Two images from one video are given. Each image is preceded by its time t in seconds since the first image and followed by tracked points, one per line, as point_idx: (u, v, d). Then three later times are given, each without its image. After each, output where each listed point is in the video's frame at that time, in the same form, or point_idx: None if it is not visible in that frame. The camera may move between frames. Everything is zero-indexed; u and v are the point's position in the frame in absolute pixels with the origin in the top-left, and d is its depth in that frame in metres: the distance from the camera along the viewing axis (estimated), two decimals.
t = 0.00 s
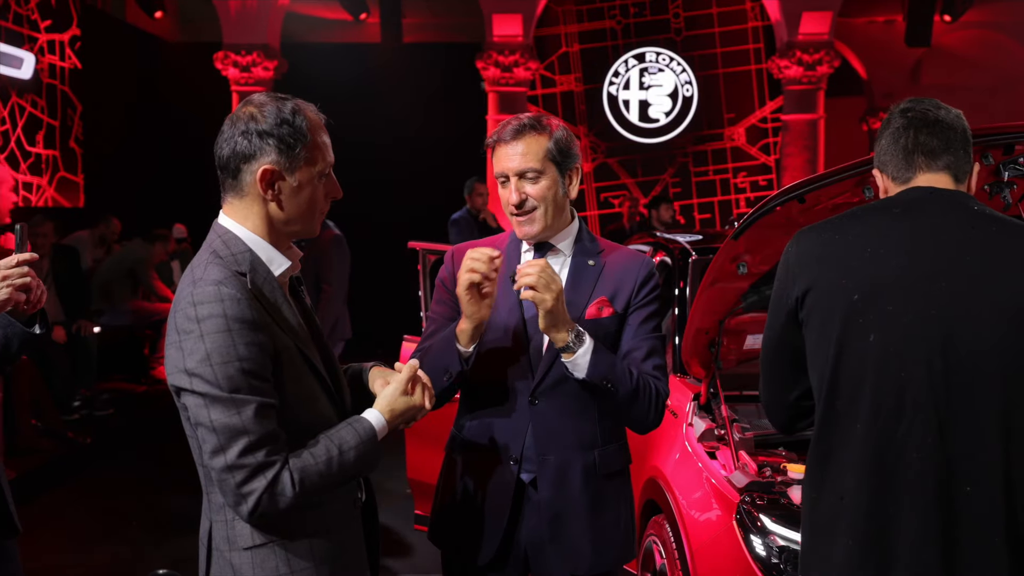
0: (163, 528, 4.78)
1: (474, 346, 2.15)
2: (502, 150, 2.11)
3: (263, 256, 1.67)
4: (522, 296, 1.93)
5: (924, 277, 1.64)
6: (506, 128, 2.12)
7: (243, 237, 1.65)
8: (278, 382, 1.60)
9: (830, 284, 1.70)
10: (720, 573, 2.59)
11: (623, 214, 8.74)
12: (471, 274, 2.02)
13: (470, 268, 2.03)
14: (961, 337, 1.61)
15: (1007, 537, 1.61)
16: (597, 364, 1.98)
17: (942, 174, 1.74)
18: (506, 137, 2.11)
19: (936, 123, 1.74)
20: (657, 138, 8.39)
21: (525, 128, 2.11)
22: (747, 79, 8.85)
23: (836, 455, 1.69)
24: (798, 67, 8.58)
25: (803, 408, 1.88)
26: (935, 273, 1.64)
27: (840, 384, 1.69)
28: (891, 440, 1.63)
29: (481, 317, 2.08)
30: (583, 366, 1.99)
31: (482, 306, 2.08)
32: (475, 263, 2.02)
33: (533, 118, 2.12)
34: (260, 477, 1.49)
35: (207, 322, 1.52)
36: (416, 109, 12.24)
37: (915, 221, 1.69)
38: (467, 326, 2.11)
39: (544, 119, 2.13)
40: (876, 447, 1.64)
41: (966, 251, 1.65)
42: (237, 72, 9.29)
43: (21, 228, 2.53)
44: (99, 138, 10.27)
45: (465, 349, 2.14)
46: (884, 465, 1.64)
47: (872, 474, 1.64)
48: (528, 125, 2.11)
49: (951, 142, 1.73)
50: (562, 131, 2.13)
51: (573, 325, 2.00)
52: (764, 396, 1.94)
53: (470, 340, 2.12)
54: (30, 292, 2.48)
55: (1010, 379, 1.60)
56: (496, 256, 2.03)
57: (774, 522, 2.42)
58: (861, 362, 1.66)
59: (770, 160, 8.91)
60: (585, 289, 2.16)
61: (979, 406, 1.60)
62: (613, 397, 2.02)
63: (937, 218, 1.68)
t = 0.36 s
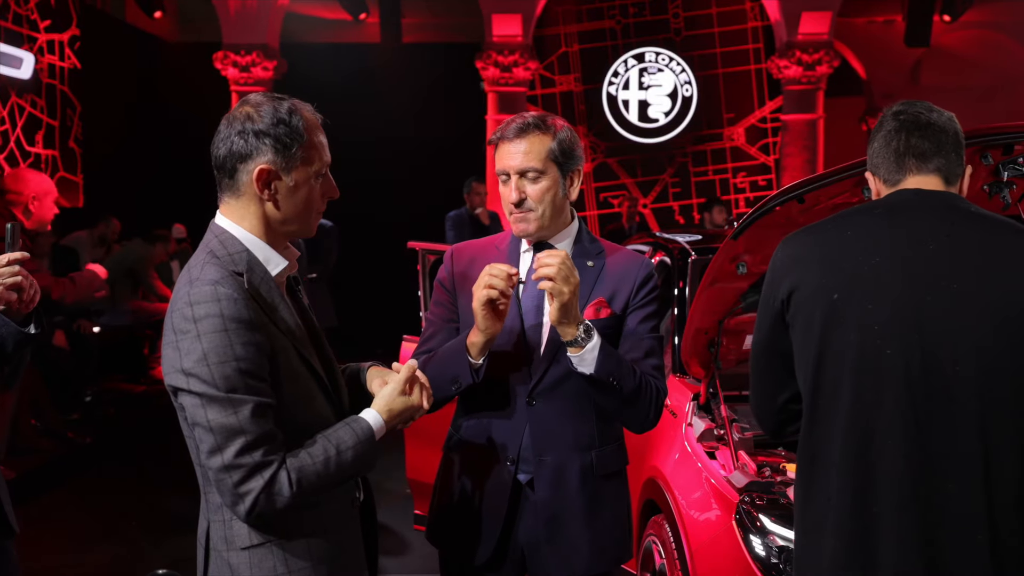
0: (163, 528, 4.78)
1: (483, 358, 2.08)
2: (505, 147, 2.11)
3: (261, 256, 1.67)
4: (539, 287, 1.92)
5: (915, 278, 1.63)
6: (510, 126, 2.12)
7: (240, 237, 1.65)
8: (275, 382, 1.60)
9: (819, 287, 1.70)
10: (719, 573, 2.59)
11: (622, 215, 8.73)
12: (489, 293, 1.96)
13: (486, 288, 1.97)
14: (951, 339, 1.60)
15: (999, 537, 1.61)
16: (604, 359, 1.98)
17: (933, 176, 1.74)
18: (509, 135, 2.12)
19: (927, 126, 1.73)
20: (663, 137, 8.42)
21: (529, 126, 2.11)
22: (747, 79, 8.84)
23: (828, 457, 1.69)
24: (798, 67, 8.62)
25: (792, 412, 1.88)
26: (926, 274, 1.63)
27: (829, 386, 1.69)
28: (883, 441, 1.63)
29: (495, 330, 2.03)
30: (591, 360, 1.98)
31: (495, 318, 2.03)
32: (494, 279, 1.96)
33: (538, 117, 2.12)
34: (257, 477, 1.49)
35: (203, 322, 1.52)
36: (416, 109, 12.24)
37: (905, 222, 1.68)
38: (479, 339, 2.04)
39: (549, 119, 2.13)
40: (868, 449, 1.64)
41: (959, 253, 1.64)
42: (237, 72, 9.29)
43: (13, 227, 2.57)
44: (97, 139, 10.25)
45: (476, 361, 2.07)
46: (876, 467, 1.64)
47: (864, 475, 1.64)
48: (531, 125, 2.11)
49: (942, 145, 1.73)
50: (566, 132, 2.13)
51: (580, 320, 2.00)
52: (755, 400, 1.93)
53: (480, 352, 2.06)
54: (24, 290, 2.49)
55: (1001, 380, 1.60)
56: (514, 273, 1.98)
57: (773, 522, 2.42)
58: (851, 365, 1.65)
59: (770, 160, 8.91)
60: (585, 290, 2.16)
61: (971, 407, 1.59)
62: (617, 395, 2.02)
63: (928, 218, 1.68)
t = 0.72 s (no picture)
0: (162, 528, 4.78)
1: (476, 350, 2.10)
2: (504, 150, 2.11)
3: (260, 256, 1.67)
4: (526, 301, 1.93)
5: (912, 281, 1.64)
6: (508, 127, 2.11)
7: (239, 237, 1.65)
8: (275, 382, 1.60)
9: (817, 290, 1.71)
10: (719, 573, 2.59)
11: (622, 215, 8.73)
12: (478, 281, 1.98)
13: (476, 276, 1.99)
14: (948, 340, 1.60)
15: (998, 540, 1.60)
16: (597, 367, 1.98)
17: (937, 180, 1.73)
18: (508, 137, 2.11)
19: (933, 130, 1.74)
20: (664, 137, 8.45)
21: (528, 128, 2.10)
22: (747, 79, 8.83)
23: (826, 458, 1.69)
24: (798, 67, 8.70)
25: (790, 420, 1.88)
26: (924, 274, 1.63)
27: (826, 388, 1.69)
28: (882, 444, 1.63)
29: (487, 322, 2.05)
30: (582, 368, 1.99)
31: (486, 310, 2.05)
32: (480, 269, 1.98)
33: (536, 118, 2.12)
34: (256, 477, 1.49)
35: (203, 322, 1.52)
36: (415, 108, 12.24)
37: (903, 225, 1.68)
38: (472, 332, 2.07)
39: (547, 119, 2.13)
40: (869, 451, 1.64)
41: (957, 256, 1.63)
42: (236, 72, 9.29)
43: (9, 227, 2.57)
44: (97, 139, 10.24)
45: (469, 354, 2.09)
46: (875, 469, 1.64)
47: (861, 475, 1.65)
48: (530, 126, 2.10)
49: (947, 149, 1.73)
50: (565, 131, 2.13)
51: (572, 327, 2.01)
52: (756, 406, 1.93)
53: (474, 345, 2.08)
54: (22, 290, 2.49)
55: (1001, 383, 1.59)
56: (501, 261, 2.00)
57: (772, 522, 2.42)
58: (849, 367, 1.66)
59: (769, 160, 8.90)
60: (584, 291, 2.17)
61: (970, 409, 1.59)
62: (613, 401, 2.02)
63: (926, 220, 1.68)
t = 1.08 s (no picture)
0: (162, 528, 4.78)
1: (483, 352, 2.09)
2: (498, 150, 2.11)
3: (263, 256, 1.67)
4: (535, 304, 1.92)
5: (915, 285, 1.64)
6: (502, 128, 2.11)
7: (243, 237, 1.65)
8: (279, 382, 1.60)
9: (823, 295, 1.71)
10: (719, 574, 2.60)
11: (622, 214, 8.72)
12: (489, 280, 1.97)
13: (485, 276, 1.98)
14: (950, 344, 1.60)
15: (999, 545, 1.60)
16: (603, 366, 1.98)
17: (953, 193, 1.72)
18: (501, 138, 2.11)
19: (954, 143, 1.72)
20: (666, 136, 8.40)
21: (520, 128, 2.10)
22: (747, 79, 8.84)
23: (828, 462, 1.70)
24: (797, 67, 8.72)
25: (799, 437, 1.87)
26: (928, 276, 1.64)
27: (830, 393, 1.70)
28: (885, 448, 1.63)
29: (493, 323, 2.04)
30: (588, 368, 1.99)
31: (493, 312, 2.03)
32: (489, 269, 1.98)
33: (529, 118, 2.12)
34: (261, 476, 1.49)
35: (207, 321, 1.52)
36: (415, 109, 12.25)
37: (907, 229, 1.69)
38: (479, 332, 2.05)
39: (540, 119, 2.13)
40: (872, 455, 1.64)
41: (960, 259, 1.64)
42: (236, 72, 9.27)
43: (9, 228, 2.59)
44: (97, 139, 10.24)
45: (476, 355, 2.08)
46: (877, 472, 1.64)
47: (864, 479, 1.65)
48: (523, 126, 2.10)
49: (967, 163, 1.72)
50: (559, 131, 2.13)
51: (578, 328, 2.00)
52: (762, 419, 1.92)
53: (480, 346, 2.07)
54: (23, 290, 2.49)
55: (1005, 387, 1.58)
56: (509, 261, 2.00)
57: (773, 522, 2.42)
58: (852, 370, 1.66)
59: (769, 160, 8.91)
60: (582, 290, 2.16)
61: (974, 413, 1.58)
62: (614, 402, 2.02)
63: (930, 225, 1.68)
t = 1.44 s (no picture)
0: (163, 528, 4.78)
1: (473, 364, 2.09)
2: (500, 147, 2.11)
3: (269, 256, 1.67)
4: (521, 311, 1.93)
5: (917, 290, 1.64)
6: (503, 125, 2.11)
7: (249, 237, 1.65)
8: (284, 382, 1.60)
9: (823, 303, 1.72)
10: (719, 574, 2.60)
11: (621, 214, 8.71)
12: (473, 300, 1.97)
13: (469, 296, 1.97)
14: (953, 349, 1.59)
15: (1002, 552, 1.59)
16: (592, 369, 1.98)
17: (961, 197, 1.72)
18: (503, 135, 2.11)
19: (962, 146, 1.73)
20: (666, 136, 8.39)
21: (522, 125, 2.10)
22: (747, 79, 8.85)
23: (833, 467, 1.70)
24: (797, 67, 8.71)
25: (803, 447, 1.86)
26: (932, 277, 1.64)
27: (830, 400, 1.70)
28: (886, 454, 1.63)
29: (483, 337, 2.03)
30: (579, 374, 1.99)
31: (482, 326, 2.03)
32: (476, 286, 1.97)
33: (531, 116, 2.11)
34: (266, 476, 1.49)
35: (213, 320, 1.52)
36: (415, 109, 12.25)
37: (909, 235, 1.69)
38: (468, 345, 2.05)
39: (542, 117, 2.13)
40: (873, 461, 1.64)
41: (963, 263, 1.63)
42: (236, 72, 9.27)
43: (7, 228, 2.53)
44: (97, 139, 10.23)
45: (466, 367, 2.08)
46: (878, 479, 1.64)
47: (865, 484, 1.65)
48: (525, 123, 2.10)
49: (975, 167, 1.72)
50: (559, 130, 2.13)
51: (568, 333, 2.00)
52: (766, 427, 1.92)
53: (471, 359, 2.07)
54: (22, 293, 2.48)
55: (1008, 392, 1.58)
56: (496, 276, 1.99)
57: (773, 522, 2.42)
58: (852, 378, 1.66)
59: (769, 160, 8.91)
60: (580, 292, 2.16)
61: (976, 419, 1.58)
62: (609, 404, 2.03)
63: (932, 230, 1.68)
